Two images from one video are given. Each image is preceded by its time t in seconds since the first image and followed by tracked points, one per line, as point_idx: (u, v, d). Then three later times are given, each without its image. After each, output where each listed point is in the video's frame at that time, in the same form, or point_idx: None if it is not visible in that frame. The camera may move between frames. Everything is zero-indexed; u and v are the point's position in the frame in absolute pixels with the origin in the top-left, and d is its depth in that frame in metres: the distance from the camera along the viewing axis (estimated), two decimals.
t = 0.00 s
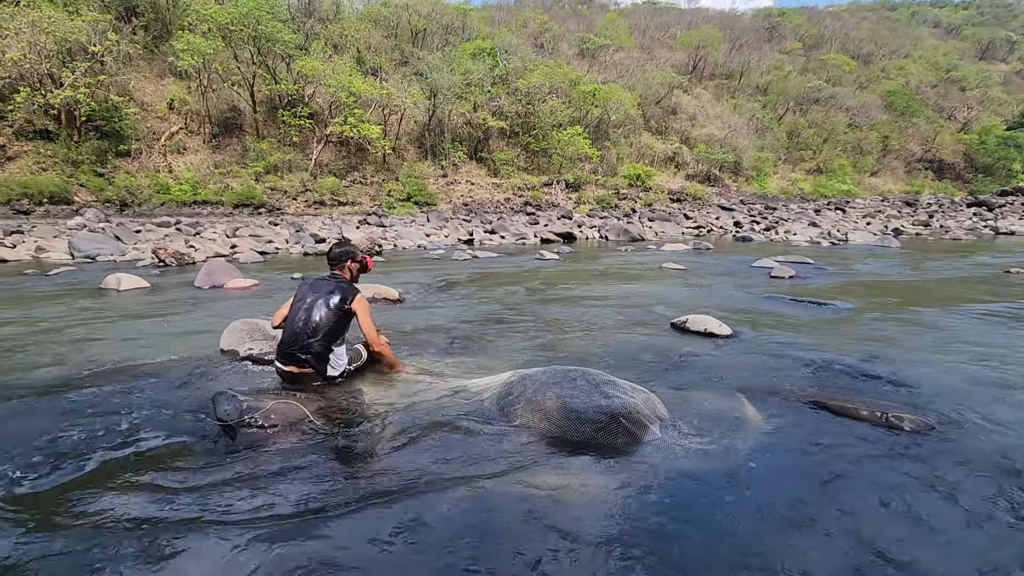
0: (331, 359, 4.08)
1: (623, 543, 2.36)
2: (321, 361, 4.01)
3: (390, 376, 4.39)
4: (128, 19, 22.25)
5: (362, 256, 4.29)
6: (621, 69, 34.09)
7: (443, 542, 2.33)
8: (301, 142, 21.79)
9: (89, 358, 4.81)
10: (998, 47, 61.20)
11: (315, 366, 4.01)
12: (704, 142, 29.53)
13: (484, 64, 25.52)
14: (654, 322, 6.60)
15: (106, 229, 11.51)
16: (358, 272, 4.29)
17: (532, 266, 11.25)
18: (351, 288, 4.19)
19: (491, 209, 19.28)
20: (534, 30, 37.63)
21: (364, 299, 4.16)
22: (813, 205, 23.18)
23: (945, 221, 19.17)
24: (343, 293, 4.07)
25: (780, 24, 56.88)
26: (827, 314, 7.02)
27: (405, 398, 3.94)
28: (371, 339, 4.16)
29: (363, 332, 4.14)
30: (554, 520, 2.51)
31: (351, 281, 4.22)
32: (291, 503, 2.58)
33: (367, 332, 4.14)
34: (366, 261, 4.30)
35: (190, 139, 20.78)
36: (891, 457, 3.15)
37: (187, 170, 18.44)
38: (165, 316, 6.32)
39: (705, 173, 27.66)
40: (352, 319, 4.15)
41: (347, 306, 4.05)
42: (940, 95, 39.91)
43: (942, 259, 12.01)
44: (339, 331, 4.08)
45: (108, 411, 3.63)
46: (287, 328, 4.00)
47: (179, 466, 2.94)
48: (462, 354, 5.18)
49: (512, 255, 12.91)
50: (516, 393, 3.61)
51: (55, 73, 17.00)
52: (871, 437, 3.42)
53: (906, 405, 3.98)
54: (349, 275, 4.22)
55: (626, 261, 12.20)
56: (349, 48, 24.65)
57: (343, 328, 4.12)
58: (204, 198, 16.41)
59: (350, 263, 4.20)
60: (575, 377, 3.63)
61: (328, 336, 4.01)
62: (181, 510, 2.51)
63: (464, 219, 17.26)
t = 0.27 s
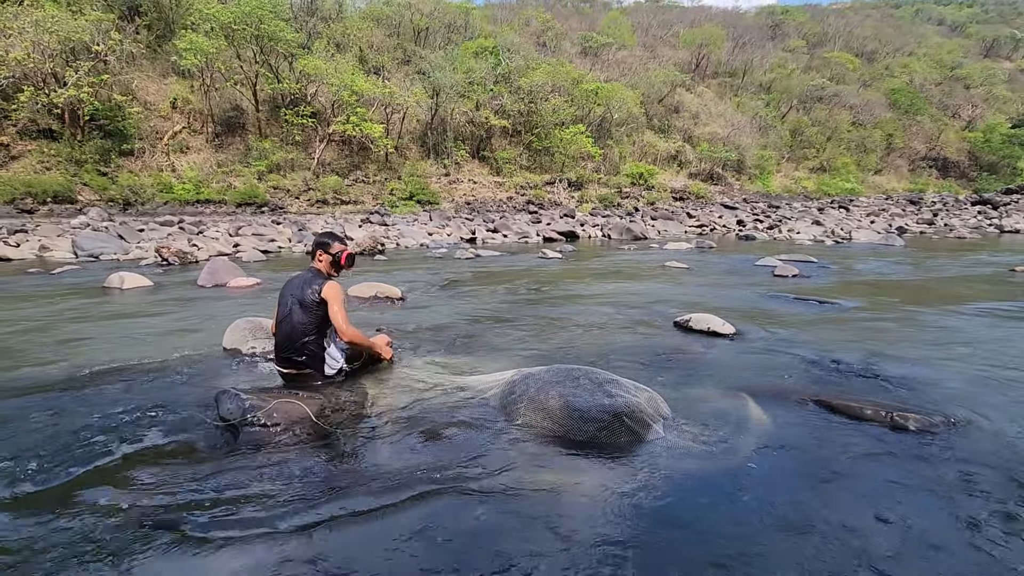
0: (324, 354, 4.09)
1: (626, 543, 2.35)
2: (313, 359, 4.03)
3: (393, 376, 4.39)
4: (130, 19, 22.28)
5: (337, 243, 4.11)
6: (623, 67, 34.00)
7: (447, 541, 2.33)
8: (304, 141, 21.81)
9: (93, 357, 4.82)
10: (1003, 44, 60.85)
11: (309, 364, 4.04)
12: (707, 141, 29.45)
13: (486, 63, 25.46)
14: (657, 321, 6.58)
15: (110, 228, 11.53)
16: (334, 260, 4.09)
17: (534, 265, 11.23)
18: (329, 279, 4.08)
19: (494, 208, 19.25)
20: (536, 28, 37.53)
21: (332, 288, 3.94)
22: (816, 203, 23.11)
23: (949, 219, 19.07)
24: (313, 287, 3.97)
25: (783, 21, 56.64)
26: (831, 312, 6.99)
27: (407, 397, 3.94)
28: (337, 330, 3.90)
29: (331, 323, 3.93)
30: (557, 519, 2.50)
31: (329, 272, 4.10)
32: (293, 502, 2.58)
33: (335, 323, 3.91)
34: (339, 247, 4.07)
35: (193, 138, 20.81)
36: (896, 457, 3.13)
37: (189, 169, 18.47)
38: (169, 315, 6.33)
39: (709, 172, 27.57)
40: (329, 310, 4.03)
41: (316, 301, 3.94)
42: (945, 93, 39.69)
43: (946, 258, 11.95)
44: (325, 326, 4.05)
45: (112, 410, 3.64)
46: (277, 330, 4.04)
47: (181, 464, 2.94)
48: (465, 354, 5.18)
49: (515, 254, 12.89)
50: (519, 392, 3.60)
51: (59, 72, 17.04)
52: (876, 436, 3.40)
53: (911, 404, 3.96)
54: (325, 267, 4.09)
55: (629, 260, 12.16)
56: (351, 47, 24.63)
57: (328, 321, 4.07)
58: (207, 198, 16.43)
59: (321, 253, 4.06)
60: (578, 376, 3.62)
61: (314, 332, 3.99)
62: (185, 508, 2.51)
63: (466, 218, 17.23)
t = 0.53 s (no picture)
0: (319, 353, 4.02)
1: (628, 542, 2.35)
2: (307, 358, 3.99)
3: (395, 375, 4.38)
4: (133, 18, 22.32)
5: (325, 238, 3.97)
6: (625, 66, 33.93)
7: (447, 540, 2.32)
8: (306, 140, 21.83)
9: (96, 355, 4.83)
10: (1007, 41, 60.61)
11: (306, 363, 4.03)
12: (710, 139, 29.38)
13: (489, 62, 25.39)
14: (659, 320, 6.56)
15: (113, 227, 11.56)
16: (323, 256, 3.98)
17: (536, 264, 11.21)
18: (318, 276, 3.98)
19: (495, 206, 19.24)
20: (538, 27, 37.47)
21: (305, 286, 3.85)
22: (818, 202, 23.01)
23: (953, 218, 18.98)
24: (296, 285, 3.92)
25: (786, 20, 56.46)
26: (833, 311, 6.97)
27: (409, 396, 3.94)
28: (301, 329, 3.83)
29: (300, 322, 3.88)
30: (559, 518, 2.50)
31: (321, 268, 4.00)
32: (293, 502, 2.57)
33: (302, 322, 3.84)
34: (324, 243, 3.92)
35: (195, 137, 20.85)
36: (899, 456, 3.11)
37: (192, 168, 18.50)
38: (171, 314, 6.34)
39: (711, 170, 27.51)
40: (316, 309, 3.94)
41: (294, 298, 3.91)
42: (949, 91, 39.51)
43: (950, 257, 11.91)
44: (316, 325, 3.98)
45: (112, 409, 3.63)
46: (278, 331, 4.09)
47: (182, 463, 2.93)
48: (466, 352, 5.17)
49: (517, 253, 12.88)
50: (521, 391, 3.60)
51: (61, 71, 17.09)
52: (879, 436, 3.39)
53: (914, 403, 3.94)
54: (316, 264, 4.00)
55: (631, 258, 12.14)
56: (353, 46, 24.63)
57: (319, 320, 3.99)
58: (209, 197, 16.45)
59: (310, 249, 3.97)
60: (580, 375, 3.61)
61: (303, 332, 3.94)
62: (188, 506, 2.52)
63: (468, 217, 17.22)
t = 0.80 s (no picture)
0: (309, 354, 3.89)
1: (628, 541, 2.35)
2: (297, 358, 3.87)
3: (395, 375, 4.39)
4: (134, 17, 22.32)
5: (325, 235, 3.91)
6: (626, 64, 33.89)
7: (447, 540, 2.32)
8: (307, 139, 21.86)
9: (98, 354, 4.85)
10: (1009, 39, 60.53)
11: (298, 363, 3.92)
12: (711, 138, 29.37)
13: (489, 61, 25.30)
14: (660, 319, 6.57)
15: (114, 226, 11.58)
16: (321, 254, 3.90)
17: (537, 263, 11.22)
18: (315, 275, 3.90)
19: (496, 205, 19.25)
20: (539, 25, 37.42)
21: (295, 282, 3.77)
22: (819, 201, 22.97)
23: (954, 216, 18.97)
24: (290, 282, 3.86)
25: (787, 18, 56.36)
26: (834, 310, 6.96)
27: (410, 394, 3.95)
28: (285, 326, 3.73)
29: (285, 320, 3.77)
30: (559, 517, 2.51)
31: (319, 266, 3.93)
32: (294, 501, 2.57)
33: (286, 319, 3.74)
34: (322, 240, 3.87)
35: (196, 136, 20.86)
36: (899, 455, 3.12)
37: (193, 168, 18.53)
38: (173, 312, 6.35)
39: (712, 169, 27.49)
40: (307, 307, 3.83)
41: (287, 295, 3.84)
42: (951, 89, 39.43)
43: (951, 256, 11.91)
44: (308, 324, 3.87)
45: (114, 408, 3.64)
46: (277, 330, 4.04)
47: (184, 462, 2.94)
48: (468, 351, 5.19)
49: (517, 252, 12.88)
50: (521, 390, 3.61)
51: (62, 71, 17.12)
52: (879, 435, 3.39)
53: (915, 403, 3.94)
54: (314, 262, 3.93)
55: (632, 257, 12.14)
56: (354, 45, 24.63)
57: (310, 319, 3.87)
58: (210, 196, 16.46)
59: (310, 246, 3.92)
60: (581, 374, 3.61)
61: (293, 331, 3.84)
62: (189, 505, 2.52)
63: (469, 216, 17.24)
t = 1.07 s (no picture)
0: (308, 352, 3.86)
1: (628, 541, 2.34)
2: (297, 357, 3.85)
3: (395, 375, 4.39)
4: (134, 17, 22.32)
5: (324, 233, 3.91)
6: (626, 63, 33.89)
7: (446, 540, 2.32)
8: (307, 139, 21.89)
9: (99, 354, 4.85)
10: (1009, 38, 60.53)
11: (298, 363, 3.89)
12: (710, 137, 29.39)
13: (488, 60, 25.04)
14: (661, 318, 6.57)
15: (115, 226, 11.60)
16: (320, 252, 3.89)
17: (537, 262, 11.23)
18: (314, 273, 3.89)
19: (496, 205, 19.28)
20: (539, 25, 37.41)
21: (293, 280, 3.76)
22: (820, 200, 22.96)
23: (954, 216, 18.97)
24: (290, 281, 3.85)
25: (787, 17, 56.34)
26: (833, 309, 6.98)
27: (410, 394, 3.95)
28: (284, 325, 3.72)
29: (284, 319, 3.77)
30: (560, 516, 2.51)
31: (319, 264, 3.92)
32: (295, 500, 2.57)
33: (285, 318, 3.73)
34: (321, 238, 3.87)
35: (196, 136, 20.86)
36: (899, 455, 3.11)
37: (194, 167, 18.55)
38: (173, 312, 6.36)
39: (712, 168, 27.50)
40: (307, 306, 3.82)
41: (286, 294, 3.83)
42: (951, 88, 39.42)
43: (951, 254, 11.92)
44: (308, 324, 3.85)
45: (115, 407, 3.65)
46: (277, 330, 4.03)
47: (185, 461, 2.94)
48: (467, 350, 5.20)
49: (518, 251, 12.90)
50: (522, 390, 3.61)
51: (63, 70, 17.13)
52: (879, 434, 3.39)
53: (914, 402, 3.94)
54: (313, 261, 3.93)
55: (632, 256, 12.15)
56: (354, 44, 24.64)
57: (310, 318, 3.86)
58: (210, 195, 16.47)
59: (309, 245, 3.92)
60: (581, 373, 3.62)
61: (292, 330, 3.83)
62: (188, 505, 2.52)
63: (470, 215, 17.25)
